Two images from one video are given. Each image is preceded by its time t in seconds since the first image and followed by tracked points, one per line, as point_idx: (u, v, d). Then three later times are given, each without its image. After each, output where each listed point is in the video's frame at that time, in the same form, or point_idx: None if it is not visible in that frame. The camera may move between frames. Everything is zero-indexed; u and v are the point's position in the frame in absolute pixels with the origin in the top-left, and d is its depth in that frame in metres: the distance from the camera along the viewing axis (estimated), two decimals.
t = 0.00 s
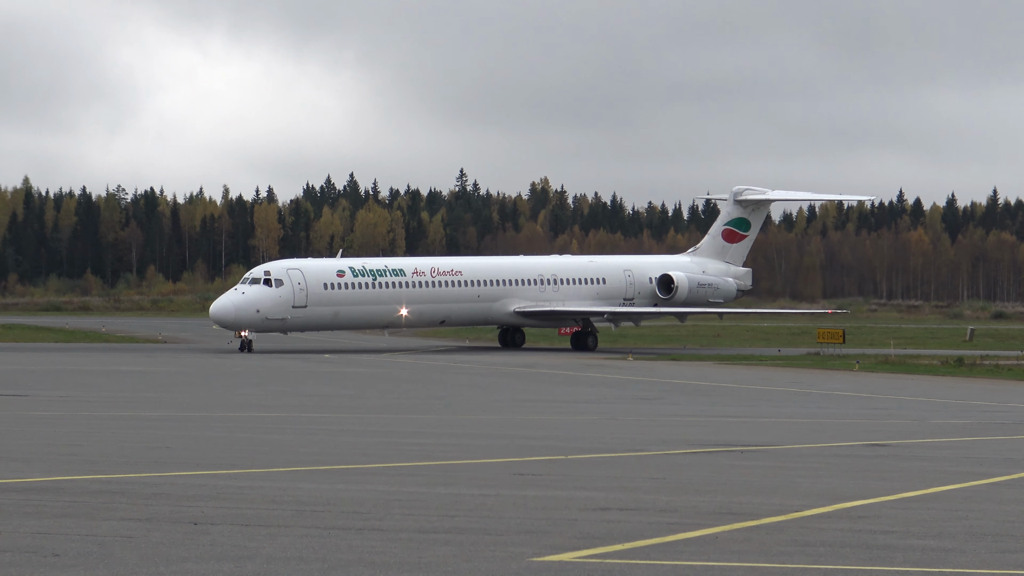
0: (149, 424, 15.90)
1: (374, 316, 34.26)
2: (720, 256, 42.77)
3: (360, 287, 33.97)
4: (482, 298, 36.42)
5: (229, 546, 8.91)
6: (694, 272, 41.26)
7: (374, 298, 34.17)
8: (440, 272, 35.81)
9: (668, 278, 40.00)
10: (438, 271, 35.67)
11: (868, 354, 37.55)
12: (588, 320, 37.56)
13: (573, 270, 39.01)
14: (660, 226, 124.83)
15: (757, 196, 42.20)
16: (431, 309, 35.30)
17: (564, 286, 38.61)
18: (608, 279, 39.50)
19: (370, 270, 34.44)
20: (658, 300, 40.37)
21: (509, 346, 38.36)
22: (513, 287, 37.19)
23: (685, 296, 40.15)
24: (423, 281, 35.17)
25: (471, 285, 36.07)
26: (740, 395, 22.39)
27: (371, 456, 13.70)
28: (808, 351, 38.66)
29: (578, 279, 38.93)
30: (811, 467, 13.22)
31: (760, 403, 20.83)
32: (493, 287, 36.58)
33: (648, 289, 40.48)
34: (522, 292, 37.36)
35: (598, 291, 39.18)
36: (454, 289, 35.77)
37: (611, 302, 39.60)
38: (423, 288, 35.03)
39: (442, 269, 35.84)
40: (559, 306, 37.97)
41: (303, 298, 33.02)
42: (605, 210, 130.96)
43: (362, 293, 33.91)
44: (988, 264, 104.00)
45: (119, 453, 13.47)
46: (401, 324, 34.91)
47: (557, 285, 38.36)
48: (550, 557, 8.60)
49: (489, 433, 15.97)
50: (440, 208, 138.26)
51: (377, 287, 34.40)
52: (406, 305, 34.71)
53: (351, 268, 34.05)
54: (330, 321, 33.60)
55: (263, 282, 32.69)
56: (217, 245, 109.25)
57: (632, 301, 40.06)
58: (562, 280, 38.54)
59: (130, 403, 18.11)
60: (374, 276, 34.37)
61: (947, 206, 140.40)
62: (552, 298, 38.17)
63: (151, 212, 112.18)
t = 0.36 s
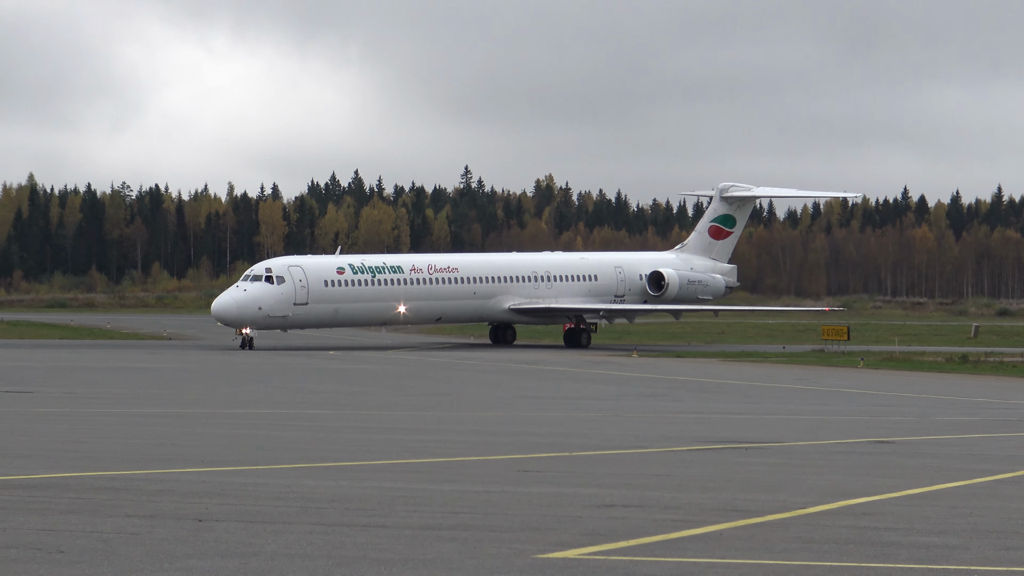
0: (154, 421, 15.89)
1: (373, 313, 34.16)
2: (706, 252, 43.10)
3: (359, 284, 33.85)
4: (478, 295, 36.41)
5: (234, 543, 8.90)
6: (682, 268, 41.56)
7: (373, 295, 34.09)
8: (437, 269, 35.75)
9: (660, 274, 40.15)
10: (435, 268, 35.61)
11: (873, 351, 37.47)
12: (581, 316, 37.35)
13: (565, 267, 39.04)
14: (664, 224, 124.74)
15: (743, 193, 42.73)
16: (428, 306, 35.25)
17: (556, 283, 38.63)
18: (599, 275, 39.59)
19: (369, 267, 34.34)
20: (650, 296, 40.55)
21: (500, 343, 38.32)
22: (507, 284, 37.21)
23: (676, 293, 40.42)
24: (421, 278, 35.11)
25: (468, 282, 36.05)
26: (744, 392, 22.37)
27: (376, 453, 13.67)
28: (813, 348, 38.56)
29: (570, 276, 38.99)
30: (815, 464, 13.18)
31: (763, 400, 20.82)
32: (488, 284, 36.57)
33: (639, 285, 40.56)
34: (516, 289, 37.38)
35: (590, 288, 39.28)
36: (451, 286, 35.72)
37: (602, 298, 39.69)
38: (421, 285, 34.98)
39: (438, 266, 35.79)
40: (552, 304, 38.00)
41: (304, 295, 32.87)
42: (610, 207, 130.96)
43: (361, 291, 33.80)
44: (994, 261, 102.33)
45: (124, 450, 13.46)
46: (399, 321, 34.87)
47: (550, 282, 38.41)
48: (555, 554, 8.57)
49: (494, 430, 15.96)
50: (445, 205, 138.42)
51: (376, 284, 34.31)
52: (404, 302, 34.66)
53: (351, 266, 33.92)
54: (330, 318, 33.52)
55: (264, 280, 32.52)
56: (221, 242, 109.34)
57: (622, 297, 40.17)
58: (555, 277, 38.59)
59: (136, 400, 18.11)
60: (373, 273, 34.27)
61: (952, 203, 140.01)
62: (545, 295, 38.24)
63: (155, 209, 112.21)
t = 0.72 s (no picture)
0: (165, 415, 15.91)
1: (378, 308, 34.16)
2: (697, 248, 43.24)
3: (365, 279, 33.84)
4: (479, 290, 36.41)
5: (242, 537, 8.88)
6: (676, 264, 41.80)
7: (379, 290, 34.08)
8: (440, 264, 35.76)
9: (656, 270, 40.37)
10: (438, 263, 35.65)
11: (882, 347, 37.39)
12: (580, 311, 37.38)
13: (563, 262, 39.10)
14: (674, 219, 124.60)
15: (734, 188, 42.83)
16: (431, 301, 35.28)
17: (555, 279, 38.69)
18: (596, 270, 39.67)
19: (374, 262, 34.33)
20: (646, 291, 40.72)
21: (497, 337, 38.26)
22: (508, 280, 37.24)
23: (672, 288, 40.73)
24: (424, 273, 35.14)
25: (470, 278, 36.06)
26: (753, 388, 22.32)
27: (385, 448, 13.66)
28: (823, 344, 38.46)
29: (568, 271, 39.06)
30: (824, 460, 13.13)
31: (773, 396, 20.74)
32: (490, 279, 36.58)
33: (635, 280, 40.70)
34: (516, 284, 37.42)
35: (587, 283, 39.36)
36: (453, 281, 35.73)
37: (598, 293, 39.78)
38: (425, 281, 35.01)
39: (441, 261, 35.81)
40: (551, 299, 38.06)
41: (311, 290, 32.84)
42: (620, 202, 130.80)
43: (367, 286, 33.78)
44: (1004, 258, 101.52)
45: (133, 444, 13.47)
46: (403, 316, 34.89)
47: (549, 277, 38.46)
48: (564, 549, 8.55)
49: (504, 425, 15.92)
50: (455, 200, 138.68)
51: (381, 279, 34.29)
52: (407, 297, 34.67)
53: (357, 261, 33.90)
54: (335, 313, 33.51)
55: (272, 274, 32.47)
56: (231, 236, 109.50)
57: (618, 293, 40.27)
58: (554, 272, 38.64)
59: (146, 394, 18.13)
60: (379, 268, 34.24)
61: (963, 199, 139.40)
62: (544, 290, 38.29)
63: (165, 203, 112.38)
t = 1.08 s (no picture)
0: (174, 410, 15.91)
1: (384, 304, 34.18)
2: (690, 243, 43.04)
3: (372, 274, 33.87)
4: (482, 286, 36.39)
5: (251, 533, 8.86)
6: (672, 259, 41.79)
7: (385, 286, 34.09)
8: (443, 259, 35.77)
9: (652, 267, 40.39)
10: (441, 258, 35.65)
11: (892, 344, 37.22)
12: (579, 308, 37.44)
13: (563, 258, 39.11)
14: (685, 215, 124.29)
15: (726, 184, 42.41)
16: (436, 297, 35.25)
17: (555, 275, 38.70)
18: (595, 266, 39.67)
19: (380, 257, 34.37)
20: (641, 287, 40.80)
21: (493, 334, 38.05)
22: (510, 275, 37.21)
23: (667, 285, 40.77)
24: (429, 268, 35.15)
25: (473, 273, 36.06)
26: (762, 384, 22.23)
27: (394, 443, 13.62)
28: (834, 340, 38.30)
29: (568, 267, 39.05)
30: (833, 456, 13.04)
31: (783, 392, 20.64)
32: (492, 275, 36.58)
33: (631, 277, 40.72)
34: (518, 280, 37.40)
35: (586, 279, 39.32)
36: (456, 276, 35.73)
37: (597, 290, 39.77)
38: (429, 276, 35.01)
39: (444, 256, 35.83)
40: (551, 294, 38.05)
41: (320, 286, 32.84)
42: (630, 197, 130.51)
43: (374, 281, 33.79)
44: (1015, 255, 100.53)
45: (142, 439, 13.47)
46: (409, 312, 34.86)
47: (549, 273, 38.45)
48: (573, 545, 8.51)
49: (513, 421, 15.87)
50: (465, 195, 138.73)
51: (387, 274, 34.31)
52: (412, 293, 34.64)
53: (363, 256, 33.93)
54: (343, 309, 33.49)
55: (281, 270, 32.49)
56: (241, 231, 109.66)
57: (616, 289, 40.25)
58: (554, 267, 38.64)
59: (156, 389, 18.14)
60: (384, 264, 34.27)
61: (974, 196, 138.65)
62: (544, 286, 38.27)
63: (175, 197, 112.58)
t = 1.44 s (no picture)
0: (185, 406, 15.93)
1: (391, 299, 34.19)
2: (683, 239, 43.42)
3: (379, 269, 33.85)
4: (484, 281, 36.37)
5: (262, 528, 8.86)
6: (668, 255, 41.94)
7: (392, 281, 34.08)
8: (447, 254, 35.73)
9: (649, 261, 40.58)
10: (446, 253, 35.62)
11: (902, 340, 37.04)
12: (579, 303, 37.39)
13: (563, 253, 39.11)
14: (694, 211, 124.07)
15: (717, 179, 42.99)
16: (440, 293, 35.25)
17: (555, 270, 38.70)
18: (593, 262, 39.69)
19: (387, 252, 34.33)
20: (639, 282, 40.88)
21: (491, 330, 37.95)
22: (511, 271, 37.20)
23: (665, 279, 40.96)
24: (434, 263, 35.13)
25: (476, 268, 36.03)
26: (770, 380, 22.19)
27: (403, 439, 13.62)
28: (844, 336, 38.18)
29: (567, 262, 39.06)
30: (841, 452, 13.00)
31: (791, 388, 20.58)
32: (494, 270, 36.55)
33: (628, 272, 40.80)
34: (519, 275, 37.40)
35: (584, 275, 39.35)
36: (459, 272, 35.70)
37: (594, 285, 39.82)
38: (434, 271, 35.00)
39: (449, 251, 35.78)
40: (551, 290, 38.06)
41: (329, 281, 32.85)
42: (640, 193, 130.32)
43: (381, 276, 33.79)
44: None
45: (152, 434, 13.48)
46: (413, 307, 34.88)
47: (549, 268, 38.45)
48: (583, 540, 8.48)
49: (522, 417, 15.85)
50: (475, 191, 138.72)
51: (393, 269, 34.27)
52: (417, 288, 34.65)
53: (371, 251, 33.90)
54: (351, 304, 33.52)
55: (290, 265, 32.48)
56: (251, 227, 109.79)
57: (612, 284, 40.30)
58: (554, 263, 38.64)
59: (166, 385, 18.16)
60: (391, 259, 34.23)
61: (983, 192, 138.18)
62: (544, 281, 38.28)
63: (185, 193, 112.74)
